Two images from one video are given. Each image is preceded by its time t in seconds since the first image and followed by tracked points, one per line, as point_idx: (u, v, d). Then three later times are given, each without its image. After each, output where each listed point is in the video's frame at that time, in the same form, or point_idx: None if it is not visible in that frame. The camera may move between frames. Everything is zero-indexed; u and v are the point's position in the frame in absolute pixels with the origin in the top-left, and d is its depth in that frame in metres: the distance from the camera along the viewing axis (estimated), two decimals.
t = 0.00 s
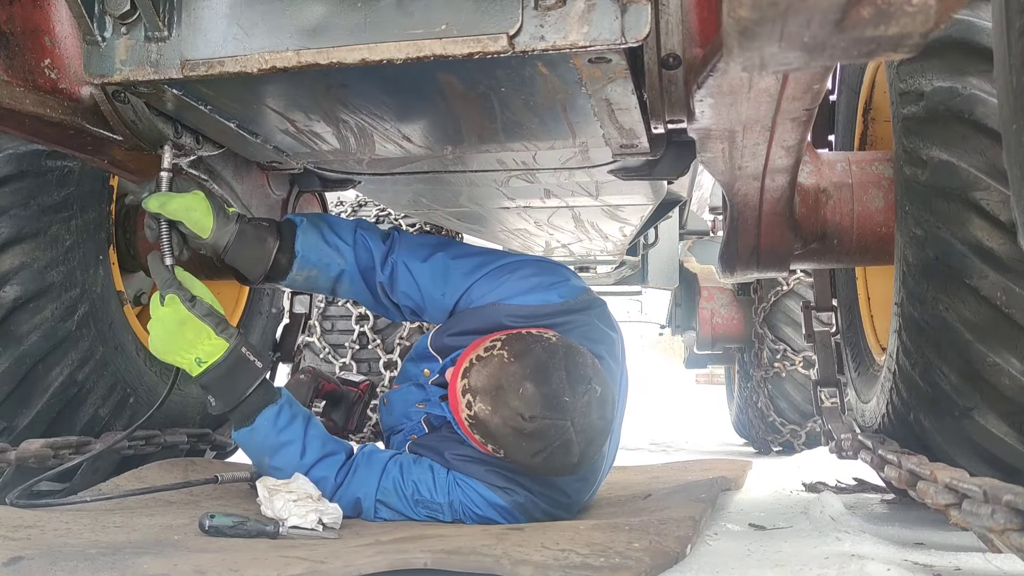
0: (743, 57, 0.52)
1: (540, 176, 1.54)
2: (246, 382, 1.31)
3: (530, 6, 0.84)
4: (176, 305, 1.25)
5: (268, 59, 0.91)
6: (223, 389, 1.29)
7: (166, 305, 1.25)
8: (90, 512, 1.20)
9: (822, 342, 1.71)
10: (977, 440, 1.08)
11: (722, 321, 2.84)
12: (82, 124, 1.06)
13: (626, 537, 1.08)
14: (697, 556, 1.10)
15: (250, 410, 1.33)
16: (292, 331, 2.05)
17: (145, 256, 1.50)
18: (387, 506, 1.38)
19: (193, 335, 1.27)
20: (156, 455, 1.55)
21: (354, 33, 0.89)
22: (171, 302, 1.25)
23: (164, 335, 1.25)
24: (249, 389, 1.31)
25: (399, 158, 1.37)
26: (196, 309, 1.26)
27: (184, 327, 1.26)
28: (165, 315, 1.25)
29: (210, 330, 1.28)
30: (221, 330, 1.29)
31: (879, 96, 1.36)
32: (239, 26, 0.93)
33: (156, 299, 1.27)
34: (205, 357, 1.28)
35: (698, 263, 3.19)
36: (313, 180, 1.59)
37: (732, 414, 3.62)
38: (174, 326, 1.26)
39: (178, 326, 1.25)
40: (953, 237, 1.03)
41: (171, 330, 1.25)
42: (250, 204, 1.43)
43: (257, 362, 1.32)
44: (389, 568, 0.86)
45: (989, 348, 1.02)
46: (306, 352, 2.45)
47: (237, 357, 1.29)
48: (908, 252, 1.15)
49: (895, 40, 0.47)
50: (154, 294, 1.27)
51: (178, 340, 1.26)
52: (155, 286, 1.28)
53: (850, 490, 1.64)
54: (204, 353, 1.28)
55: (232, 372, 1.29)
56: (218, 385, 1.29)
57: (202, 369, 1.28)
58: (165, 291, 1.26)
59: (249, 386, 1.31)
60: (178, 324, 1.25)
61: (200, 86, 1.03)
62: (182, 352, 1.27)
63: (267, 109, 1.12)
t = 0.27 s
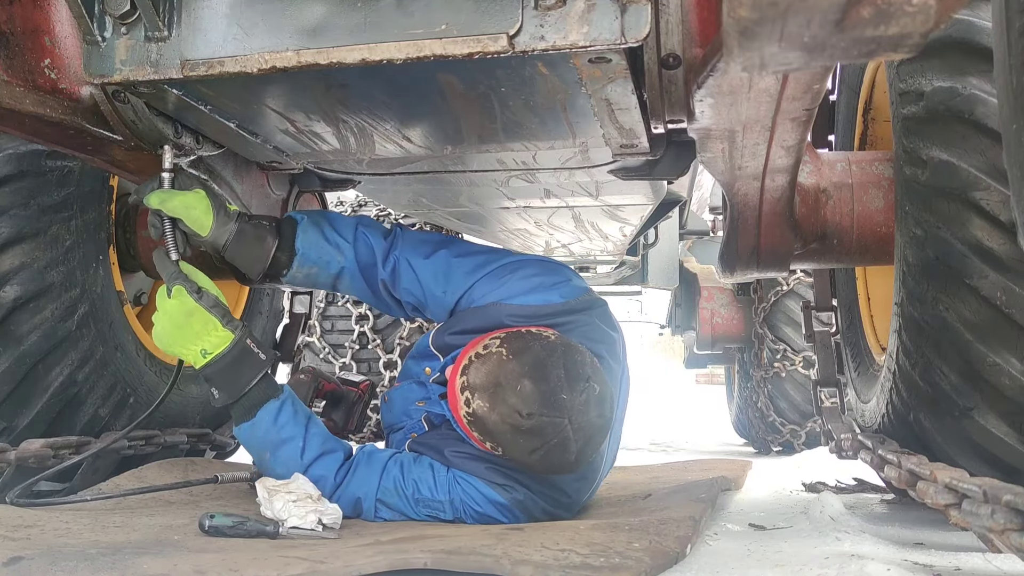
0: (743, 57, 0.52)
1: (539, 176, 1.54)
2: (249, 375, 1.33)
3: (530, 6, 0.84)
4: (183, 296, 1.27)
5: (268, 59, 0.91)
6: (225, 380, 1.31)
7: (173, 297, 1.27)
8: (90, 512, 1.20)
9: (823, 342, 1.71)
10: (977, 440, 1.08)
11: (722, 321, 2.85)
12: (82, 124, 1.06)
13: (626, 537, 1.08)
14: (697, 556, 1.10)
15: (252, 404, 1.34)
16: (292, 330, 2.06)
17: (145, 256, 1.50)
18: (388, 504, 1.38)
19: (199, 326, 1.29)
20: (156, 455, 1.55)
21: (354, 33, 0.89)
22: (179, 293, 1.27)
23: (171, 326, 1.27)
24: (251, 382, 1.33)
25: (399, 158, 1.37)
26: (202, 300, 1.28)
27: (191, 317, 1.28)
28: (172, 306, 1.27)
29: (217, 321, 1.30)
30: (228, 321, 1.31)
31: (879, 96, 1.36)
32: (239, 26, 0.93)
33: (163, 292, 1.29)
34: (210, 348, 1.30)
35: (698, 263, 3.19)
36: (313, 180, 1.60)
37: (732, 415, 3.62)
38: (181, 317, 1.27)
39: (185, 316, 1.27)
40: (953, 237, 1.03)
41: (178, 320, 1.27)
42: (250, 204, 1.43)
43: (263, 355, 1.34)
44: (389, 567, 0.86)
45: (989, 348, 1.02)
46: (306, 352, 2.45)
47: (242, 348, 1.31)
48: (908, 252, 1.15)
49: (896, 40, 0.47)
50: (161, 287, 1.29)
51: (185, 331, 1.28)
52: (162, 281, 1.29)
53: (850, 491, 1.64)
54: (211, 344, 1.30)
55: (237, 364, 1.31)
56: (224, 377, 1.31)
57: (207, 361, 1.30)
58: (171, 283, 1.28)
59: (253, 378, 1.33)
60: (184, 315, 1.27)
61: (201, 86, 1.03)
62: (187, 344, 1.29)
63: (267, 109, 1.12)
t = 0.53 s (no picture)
0: (743, 57, 0.52)
1: (540, 176, 1.54)
2: (256, 365, 1.32)
3: (530, 6, 0.84)
4: (191, 289, 1.28)
5: (268, 59, 0.91)
6: (232, 369, 1.31)
7: (183, 288, 1.29)
8: (90, 512, 1.20)
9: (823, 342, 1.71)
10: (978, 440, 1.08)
11: (722, 321, 2.85)
12: (82, 124, 1.06)
13: (626, 537, 1.08)
14: (697, 556, 1.10)
15: (256, 397, 1.34)
16: (292, 330, 2.07)
17: (146, 257, 1.50)
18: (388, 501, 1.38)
19: (207, 318, 1.30)
20: (156, 455, 1.55)
21: (354, 33, 0.89)
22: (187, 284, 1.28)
23: (179, 317, 1.28)
24: (259, 372, 1.33)
25: (399, 158, 1.37)
26: (210, 293, 1.29)
27: (199, 309, 1.29)
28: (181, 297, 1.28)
29: (224, 313, 1.30)
30: (234, 314, 1.32)
31: (879, 96, 1.36)
32: (239, 26, 0.93)
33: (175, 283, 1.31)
34: (218, 340, 1.31)
35: (699, 263, 3.19)
36: (313, 180, 1.60)
37: (732, 414, 3.62)
38: (189, 309, 1.29)
39: (193, 308, 1.29)
40: (953, 237, 1.03)
41: (186, 312, 1.28)
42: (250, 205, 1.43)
43: (269, 348, 1.34)
44: (389, 567, 0.86)
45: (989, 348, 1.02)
46: (306, 352, 2.45)
47: (248, 341, 1.31)
48: (908, 252, 1.15)
49: (896, 40, 0.47)
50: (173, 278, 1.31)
51: (193, 322, 1.29)
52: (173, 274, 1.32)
53: (850, 491, 1.64)
54: (218, 336, 1.30)
55: (244, 355, 1.31)
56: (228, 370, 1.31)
57: (213, 352, 1.31)
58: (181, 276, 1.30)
59: (261, 366, 1.33)
60: (192, 306, 1.29)
61: (201, 86, 1.03)
62: (195, 334, 1.30)
63: (267, 109, 1.12)
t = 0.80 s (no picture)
0: (743, 56, 0.52)
1: (539, 176, 1.54)
2: (251, 372, 1.33)
3: (530, 6, 0.84)
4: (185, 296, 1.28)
5: (268, 59, 0.91)
6: (229, 375, 1.33)
7: (178, 293, 1.29)
8: (90, 512, 1.20)
9: (823, 342, 1.71)
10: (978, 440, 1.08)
11: (722, 321, 2.85)
12: (82, 124, 1.06)
13: (626, 537, 1.08)
14: (697, 556, 1.10)
15: (255, 398, 1.35)
16: (292, 330, 2.06)
17: (146, 257, 1.50)
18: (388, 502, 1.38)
19: (202, 322, 1.30)
20: (156, 455, 1.55)
21: (354, 33, 0.89)
22: (181, 291, 1.28)
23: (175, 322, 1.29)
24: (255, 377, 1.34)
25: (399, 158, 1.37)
26: (205, 301, 1.29)
27: (194, 315, 1.29)
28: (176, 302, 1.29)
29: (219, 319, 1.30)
30: (230, 321, 1.31)
31: (879, 96, 1.36)
32: (239, 26, 0.93)
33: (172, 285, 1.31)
34: (214, 344, 1.31)
35: (698, 263, 3.19)
36: (313, 180, 1.60)
37: (732, 415, 3.62)
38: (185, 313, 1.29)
39: (188, 315, 1.29)
40: (953, 237, 1.03)
41: (181, 317, 1.29)
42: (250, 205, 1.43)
43: (263, 355, 1.34)
44: (389, 567, 0.86)
45: (989, 348, 1.02)
46: (306, 352, 2.45)
47: (242, 348, 1.32)
48: (908, 252, 1.15)
49: (895, 40, 0.47)
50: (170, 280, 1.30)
51: (189, 327, 1.30)
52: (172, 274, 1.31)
53: (850, 490, 1.64)
54: (214, 341, 1.31)
55: (240, 359, 1.32)
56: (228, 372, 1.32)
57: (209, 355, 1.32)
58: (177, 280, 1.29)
59: (256, 374, 1.33)
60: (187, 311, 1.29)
61: (201, 86, 1.03)
62: (191, 336, 1.31)
63: (267, 109, 1.12)
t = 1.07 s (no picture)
0: (743, 56, 0.52)
1: (539, 176, 1.54)
2: (250, 370, 1.33)
3: (530, 6, 0.84)
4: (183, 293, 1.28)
5: (268, 59, 0.91)
6: (228, 374, 1.32)
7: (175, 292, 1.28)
8: (90, 513, 1.20)
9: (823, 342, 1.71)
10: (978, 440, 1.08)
11: (722, 321, 2.85)
12: (82, 124, 1.06)
13: (626, 537, 1.08)
14: (697, 556, 1.10)
15: (254, 400, 1.35)
16: (292, 330, 2.07)
17: (146, 257, 1.50)
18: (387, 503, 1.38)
19: (200, 321, 1.30)
20: (157, 454, 1.55)
21: (354, 33, 0.89)
22: (179, 289, 1.28)
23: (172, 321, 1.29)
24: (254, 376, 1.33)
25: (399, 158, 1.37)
26: (203, 299, 1.29)
27: (192, 314, 1.29)
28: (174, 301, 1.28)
29: (217, 317, 1.30)
30: (229, 318, 1.32)
31: (879, 96, 1.36)
32: (239, 26, 0.93)
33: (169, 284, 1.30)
34: (212, 343, 1.31)
35: (698, 263, 3.19)
36: (313, 180, 1.60)
37: (732, 415, 3.62)
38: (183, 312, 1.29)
39: (186, 313, 1.29)
40: (953, 237, 1.03)
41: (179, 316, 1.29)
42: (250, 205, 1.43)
43: (261, 353, 1.34)
44: (389, 567, 0.86)
45: (989, 348, 1.02)
46: (306, 352, 2.45)
47: (241, 346, 1.32)
48: (908, 252, 1.15)
49: (896, 40, 0.47)
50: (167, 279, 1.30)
51: (187, 326, 1.30)
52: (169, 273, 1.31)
53: (850, 490, 1.64)
54: (212, 340, 1.31)
55: (238, 360, 1.32)
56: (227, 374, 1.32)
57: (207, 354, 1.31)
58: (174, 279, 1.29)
59: (254, 372, 1.33)
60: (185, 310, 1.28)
61: (201, 86, 1.03)
62: (189, 336, 1.31)
63: (267, 109, 1.12)
